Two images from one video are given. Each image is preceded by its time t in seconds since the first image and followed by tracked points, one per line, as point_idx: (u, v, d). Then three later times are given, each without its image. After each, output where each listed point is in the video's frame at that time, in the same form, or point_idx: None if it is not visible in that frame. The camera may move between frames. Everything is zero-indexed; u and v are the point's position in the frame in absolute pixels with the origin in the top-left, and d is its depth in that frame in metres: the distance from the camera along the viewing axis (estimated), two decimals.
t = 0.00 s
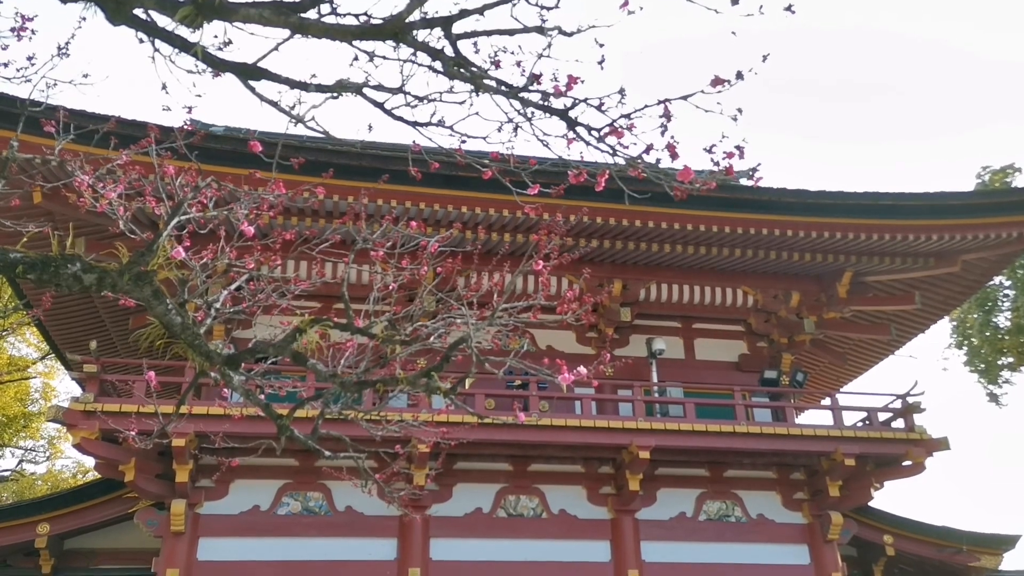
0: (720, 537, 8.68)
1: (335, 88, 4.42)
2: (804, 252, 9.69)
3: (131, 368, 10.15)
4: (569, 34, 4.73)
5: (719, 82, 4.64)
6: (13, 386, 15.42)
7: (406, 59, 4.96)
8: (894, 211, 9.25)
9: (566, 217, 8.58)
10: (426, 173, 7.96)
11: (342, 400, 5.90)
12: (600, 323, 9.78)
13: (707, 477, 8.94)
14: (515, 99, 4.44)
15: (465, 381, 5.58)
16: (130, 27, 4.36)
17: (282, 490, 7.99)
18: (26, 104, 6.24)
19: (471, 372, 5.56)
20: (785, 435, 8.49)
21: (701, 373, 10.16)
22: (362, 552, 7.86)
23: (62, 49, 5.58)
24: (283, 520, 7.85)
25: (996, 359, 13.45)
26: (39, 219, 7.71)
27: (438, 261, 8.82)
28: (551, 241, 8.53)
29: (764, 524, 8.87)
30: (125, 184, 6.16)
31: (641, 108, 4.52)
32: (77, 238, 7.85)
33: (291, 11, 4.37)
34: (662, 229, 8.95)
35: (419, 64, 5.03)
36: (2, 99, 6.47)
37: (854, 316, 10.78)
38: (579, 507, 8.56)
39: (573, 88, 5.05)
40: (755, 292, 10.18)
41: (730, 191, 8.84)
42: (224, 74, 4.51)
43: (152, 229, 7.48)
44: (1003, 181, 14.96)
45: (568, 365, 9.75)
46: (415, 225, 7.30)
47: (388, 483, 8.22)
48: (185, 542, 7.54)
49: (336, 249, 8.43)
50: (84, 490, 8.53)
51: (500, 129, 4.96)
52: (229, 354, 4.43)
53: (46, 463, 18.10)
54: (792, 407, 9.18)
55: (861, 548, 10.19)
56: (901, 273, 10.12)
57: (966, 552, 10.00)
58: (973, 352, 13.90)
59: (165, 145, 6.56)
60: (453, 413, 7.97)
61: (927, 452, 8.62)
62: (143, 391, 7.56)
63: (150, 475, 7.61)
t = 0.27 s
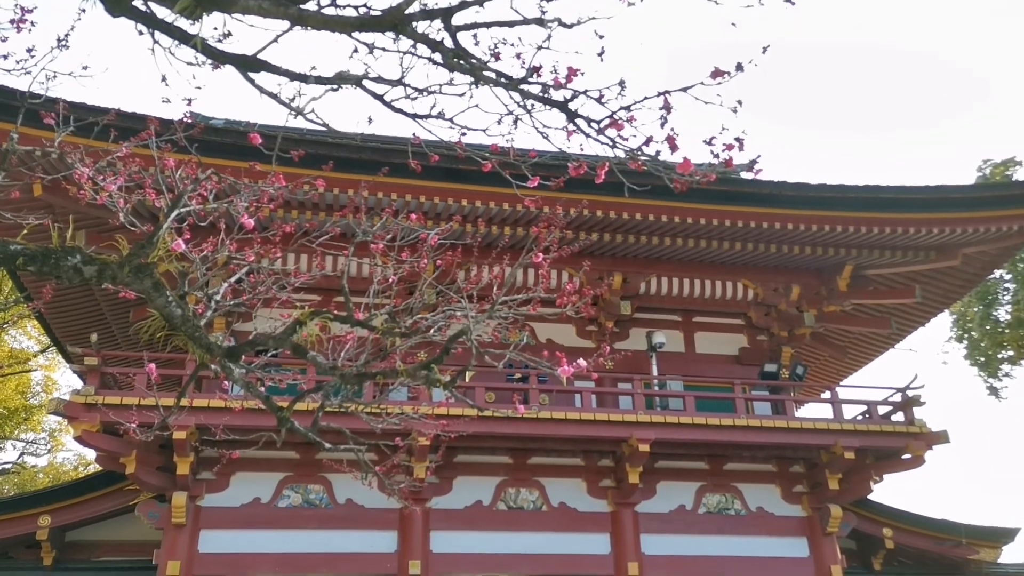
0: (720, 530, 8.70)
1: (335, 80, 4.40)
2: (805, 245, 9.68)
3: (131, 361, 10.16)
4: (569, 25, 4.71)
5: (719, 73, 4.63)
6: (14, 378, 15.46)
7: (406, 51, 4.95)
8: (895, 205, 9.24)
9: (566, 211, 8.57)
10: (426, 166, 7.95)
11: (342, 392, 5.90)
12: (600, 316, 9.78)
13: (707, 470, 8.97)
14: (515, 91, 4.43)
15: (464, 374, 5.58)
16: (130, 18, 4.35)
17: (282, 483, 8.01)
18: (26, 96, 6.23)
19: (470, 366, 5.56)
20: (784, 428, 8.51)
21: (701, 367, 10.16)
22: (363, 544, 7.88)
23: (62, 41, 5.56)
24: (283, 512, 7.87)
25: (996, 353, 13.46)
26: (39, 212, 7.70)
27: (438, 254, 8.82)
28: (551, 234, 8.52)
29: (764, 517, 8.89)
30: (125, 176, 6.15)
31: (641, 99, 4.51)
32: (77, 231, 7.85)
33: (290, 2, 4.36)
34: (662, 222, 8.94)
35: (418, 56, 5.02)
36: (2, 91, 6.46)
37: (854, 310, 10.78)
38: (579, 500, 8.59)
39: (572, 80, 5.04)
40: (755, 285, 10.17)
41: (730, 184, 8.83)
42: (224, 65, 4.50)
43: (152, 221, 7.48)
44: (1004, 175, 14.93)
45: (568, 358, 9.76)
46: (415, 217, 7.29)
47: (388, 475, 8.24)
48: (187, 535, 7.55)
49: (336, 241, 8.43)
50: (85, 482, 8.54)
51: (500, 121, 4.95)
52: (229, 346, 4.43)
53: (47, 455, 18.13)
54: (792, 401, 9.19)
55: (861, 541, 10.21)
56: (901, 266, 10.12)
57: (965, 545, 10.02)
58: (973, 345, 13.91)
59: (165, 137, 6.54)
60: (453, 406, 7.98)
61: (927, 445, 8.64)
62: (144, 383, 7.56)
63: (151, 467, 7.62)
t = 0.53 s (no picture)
0: (719, 515, 8.73)
1: (335, 63, 4.37)
2: (806, 231, 9.66)
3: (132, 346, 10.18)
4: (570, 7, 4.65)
5: (722, 56, 4.57)
6: (16, 362, 15.51)
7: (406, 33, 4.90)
8: (897, 190, 9.19)
9: (567, 196, 8.54)
10: (426, 151, 7.91)
11: (343, 377, 5.90)
12: (601, 302, 9.78)
13: (707, 455, 8.99)
14: (516, 74, 4.39)
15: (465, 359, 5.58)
16: None
17: (283, 467, 8.04)
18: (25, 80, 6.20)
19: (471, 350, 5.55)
20: (784, 414, 8.52)
21: (702, 352, 10.17)
22: (364, 529, 7.92)
23: (62, 23, 5.52)
24: (285, 497, 7.90)
25: (996, 339, 13.46)
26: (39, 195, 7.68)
27: (438, 239, 8.80)
28: (551, 219, 8.50)
29: (763, 502, 8.93)
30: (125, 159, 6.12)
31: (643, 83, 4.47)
32: (77, 215, 7.83)
33: None
34: (663, 207, 8.91)
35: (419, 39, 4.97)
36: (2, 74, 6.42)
37: (855, 296, 10.77)
38: (579, 485, 8.62)
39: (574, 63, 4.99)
40: (756, 271, 10.16)
41: (732, 170, 8.79)
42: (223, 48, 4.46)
43: (152, 205, 7.46)
44: (1007, 161, 14.87)
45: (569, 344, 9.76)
46: (416, 202, 7.26)
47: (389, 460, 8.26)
48: (189, 518, 7.57)
49: (336, 226, 8.41)
50: (88, 465, 8.57)
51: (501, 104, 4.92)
52: (230, 330, 4.42)
53: (49, 439, 18.20)
54: (792, 387, 9.20)
55: (859, 526, 10.24)
56: (903, 252, 10.09)
57: (963, 530, 10.08)
58: (974, 331, 13.90)
59: (165, 120, 6.51)
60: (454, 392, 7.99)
61: (926, 431, 8.66)
62: (145, 368, 7.57)
63: (153, 451, 7.65)
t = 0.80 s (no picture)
0: (719, 504, 8.75)
1: (336, 48, 4.34)
2: (808, 220, 9.63)
3: (133, 333, 10.18)
4: None
5: (724, 42, 4.54)
6: (17, 349, 15.53)
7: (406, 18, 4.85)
8: (900, 180, 9.16)
9: (568, 184, 8.51)
10: (428, 140, 7.88)
11: (344, 364, 5.90)
12: (602, 290, 9.76)
13: (707, 444, 9.01)
14: (517, 59, 4.35)
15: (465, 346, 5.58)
16: None
17: (284, 455, 8.05)
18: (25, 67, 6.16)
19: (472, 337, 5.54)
20: (785, 403, 8.52)
21: (703, 342, 10.16)
22: (365, 516, 7.94)
23: (62, 9, 5.48)
24: (286, 484, 7.92)
25: (997, 329, 13.44)
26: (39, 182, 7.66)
27: (439, 227, 8.77)
28: (552, 207, 8.47)
29: (763, 491, 8.94)
30: (125, 146, 6.09)
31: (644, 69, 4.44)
32: (77, 202, 7.81)
33: None
34: (665, 196, 8.89)
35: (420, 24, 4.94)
36: (2, 62, 6.39)
37: (856, 286, 10.75)
38: (579, 473, 8.64)
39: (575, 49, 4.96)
40: (757, 261, 10.14)
41: (734, 159, 8.76)
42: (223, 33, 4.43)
43: (152, 192, 7.43)
44: (1010, 150, 14.80)
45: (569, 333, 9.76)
46: (417, 190, 7.24)
47: (390, 448, 8.27)
48: (190, 506, 7.59)
49: (337, 214, 8.39)
50: (89, 452, 8.59)
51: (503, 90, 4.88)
52: (231, 317, 4.41)
53: (50, 427, 18.23)
54: (793, 376, 9.20)
55: (859, 515, 10.13)
56: (905, 241, 10.07)
57: (963, 519, 10.18)
58: (975, 321, 13.88)
59: (165, 106, 6.47)
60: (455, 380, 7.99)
61: (926, 421, 8.67)
62: (146, 355, 7.56)
63: (154, 438, 7.66)
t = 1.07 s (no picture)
0: (718, 492, 8.78)
1: (335, 34, 4.31)
2: (809, 209, 9.61)
3: (134, 321, 10.19)
4: None
5: (725, 27, 4.52)
6: (17, 336, 15.55)
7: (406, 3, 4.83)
8: (901, 168, 9.13)
9: (568, 172, 8.49)
10: (428, 127, 7.85)
11: (344, 351, 5.90)
12: (603, 279, 9.75)
13: (706, 433, 9.03)
14: (517, 45, 4.33)
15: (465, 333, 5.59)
16: None
17: (285, 442, 8.07)
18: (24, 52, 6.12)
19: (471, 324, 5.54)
20: (784, 392, 8.53)
21: (703, 331, 10.16)
22: (365, 504, 7.97)
23: None
24: (286, 471, 7.94)
25: (997, 319, 13.45)
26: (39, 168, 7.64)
27: (439, 215, 8.75)
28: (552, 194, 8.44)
29: (762, 479, 8.97)
30: (125, 132, 6.07)
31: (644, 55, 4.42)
32: (77, 188, 7.80)
33: None
34: (666, 185, 8.87)
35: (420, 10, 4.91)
36: (2, 47, 6.36)
37: (857, 275, 10.75)
38: (579, 461, 8.66)
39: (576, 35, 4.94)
40: (758, 249, 10.13)
41: (735, 147, 8.73)
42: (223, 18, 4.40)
43: (152, 179, 7.42)
44: (1011, 140, 14.76)
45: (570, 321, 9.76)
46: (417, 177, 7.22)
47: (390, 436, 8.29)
48: (191, 492, 7.61)
49: (338, 202, 8.37)
50: (91, 439, 8.61)
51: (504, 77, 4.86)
52: (230, 303, 4.40)
53: (51, 414, 18.25)
54: (793, 364, 9.21)
55: (857, 503, 10.18)
56: (905, 231, 10.05)
57: (960, 508, 10.23)
58: (975, 311, 13.88)
59: (164, 92, 6.44)
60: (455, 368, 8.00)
61: (926, 410, 8.69)
62: (147, 342, 7.56)
63: (155, 425, 7.67)
